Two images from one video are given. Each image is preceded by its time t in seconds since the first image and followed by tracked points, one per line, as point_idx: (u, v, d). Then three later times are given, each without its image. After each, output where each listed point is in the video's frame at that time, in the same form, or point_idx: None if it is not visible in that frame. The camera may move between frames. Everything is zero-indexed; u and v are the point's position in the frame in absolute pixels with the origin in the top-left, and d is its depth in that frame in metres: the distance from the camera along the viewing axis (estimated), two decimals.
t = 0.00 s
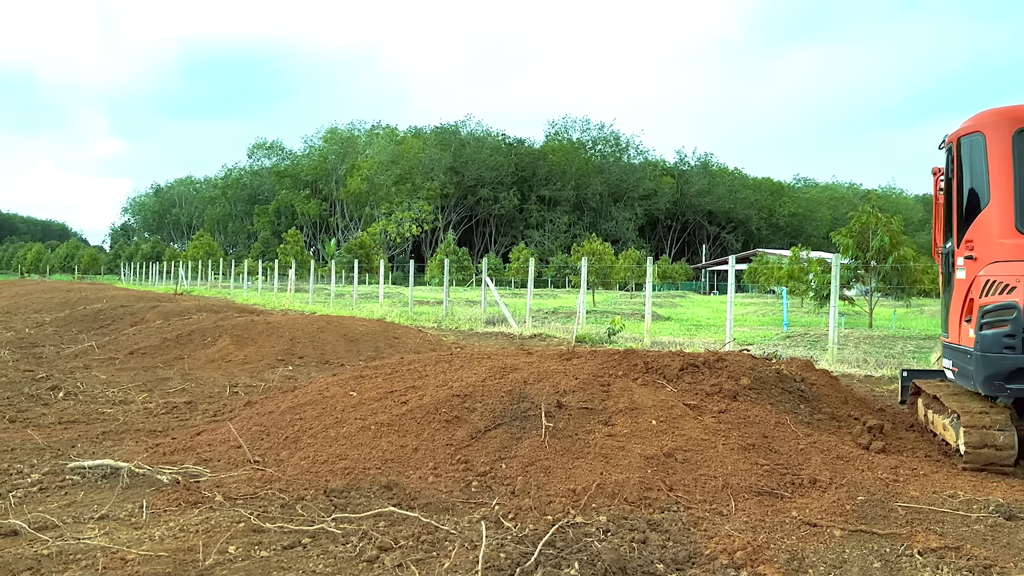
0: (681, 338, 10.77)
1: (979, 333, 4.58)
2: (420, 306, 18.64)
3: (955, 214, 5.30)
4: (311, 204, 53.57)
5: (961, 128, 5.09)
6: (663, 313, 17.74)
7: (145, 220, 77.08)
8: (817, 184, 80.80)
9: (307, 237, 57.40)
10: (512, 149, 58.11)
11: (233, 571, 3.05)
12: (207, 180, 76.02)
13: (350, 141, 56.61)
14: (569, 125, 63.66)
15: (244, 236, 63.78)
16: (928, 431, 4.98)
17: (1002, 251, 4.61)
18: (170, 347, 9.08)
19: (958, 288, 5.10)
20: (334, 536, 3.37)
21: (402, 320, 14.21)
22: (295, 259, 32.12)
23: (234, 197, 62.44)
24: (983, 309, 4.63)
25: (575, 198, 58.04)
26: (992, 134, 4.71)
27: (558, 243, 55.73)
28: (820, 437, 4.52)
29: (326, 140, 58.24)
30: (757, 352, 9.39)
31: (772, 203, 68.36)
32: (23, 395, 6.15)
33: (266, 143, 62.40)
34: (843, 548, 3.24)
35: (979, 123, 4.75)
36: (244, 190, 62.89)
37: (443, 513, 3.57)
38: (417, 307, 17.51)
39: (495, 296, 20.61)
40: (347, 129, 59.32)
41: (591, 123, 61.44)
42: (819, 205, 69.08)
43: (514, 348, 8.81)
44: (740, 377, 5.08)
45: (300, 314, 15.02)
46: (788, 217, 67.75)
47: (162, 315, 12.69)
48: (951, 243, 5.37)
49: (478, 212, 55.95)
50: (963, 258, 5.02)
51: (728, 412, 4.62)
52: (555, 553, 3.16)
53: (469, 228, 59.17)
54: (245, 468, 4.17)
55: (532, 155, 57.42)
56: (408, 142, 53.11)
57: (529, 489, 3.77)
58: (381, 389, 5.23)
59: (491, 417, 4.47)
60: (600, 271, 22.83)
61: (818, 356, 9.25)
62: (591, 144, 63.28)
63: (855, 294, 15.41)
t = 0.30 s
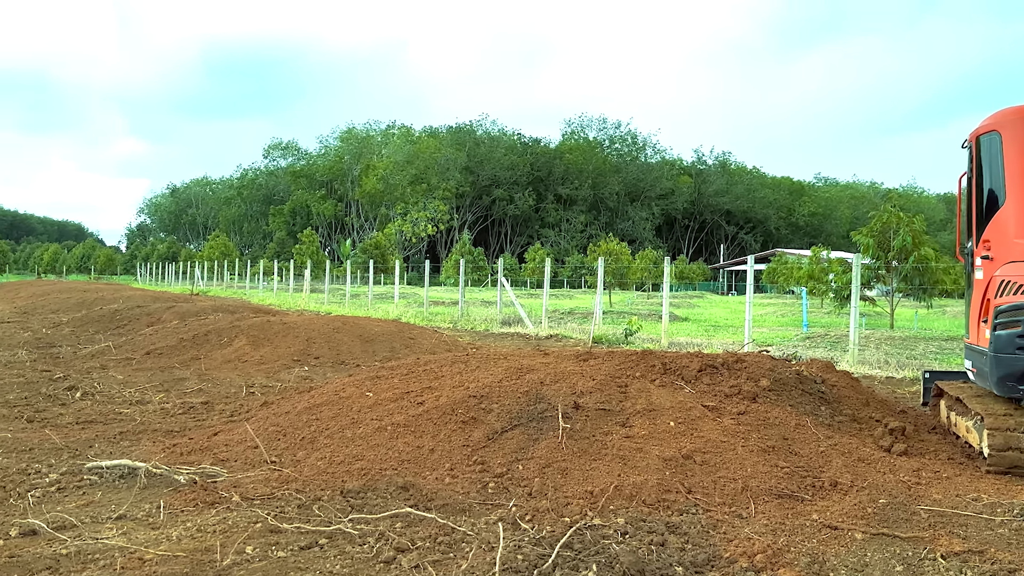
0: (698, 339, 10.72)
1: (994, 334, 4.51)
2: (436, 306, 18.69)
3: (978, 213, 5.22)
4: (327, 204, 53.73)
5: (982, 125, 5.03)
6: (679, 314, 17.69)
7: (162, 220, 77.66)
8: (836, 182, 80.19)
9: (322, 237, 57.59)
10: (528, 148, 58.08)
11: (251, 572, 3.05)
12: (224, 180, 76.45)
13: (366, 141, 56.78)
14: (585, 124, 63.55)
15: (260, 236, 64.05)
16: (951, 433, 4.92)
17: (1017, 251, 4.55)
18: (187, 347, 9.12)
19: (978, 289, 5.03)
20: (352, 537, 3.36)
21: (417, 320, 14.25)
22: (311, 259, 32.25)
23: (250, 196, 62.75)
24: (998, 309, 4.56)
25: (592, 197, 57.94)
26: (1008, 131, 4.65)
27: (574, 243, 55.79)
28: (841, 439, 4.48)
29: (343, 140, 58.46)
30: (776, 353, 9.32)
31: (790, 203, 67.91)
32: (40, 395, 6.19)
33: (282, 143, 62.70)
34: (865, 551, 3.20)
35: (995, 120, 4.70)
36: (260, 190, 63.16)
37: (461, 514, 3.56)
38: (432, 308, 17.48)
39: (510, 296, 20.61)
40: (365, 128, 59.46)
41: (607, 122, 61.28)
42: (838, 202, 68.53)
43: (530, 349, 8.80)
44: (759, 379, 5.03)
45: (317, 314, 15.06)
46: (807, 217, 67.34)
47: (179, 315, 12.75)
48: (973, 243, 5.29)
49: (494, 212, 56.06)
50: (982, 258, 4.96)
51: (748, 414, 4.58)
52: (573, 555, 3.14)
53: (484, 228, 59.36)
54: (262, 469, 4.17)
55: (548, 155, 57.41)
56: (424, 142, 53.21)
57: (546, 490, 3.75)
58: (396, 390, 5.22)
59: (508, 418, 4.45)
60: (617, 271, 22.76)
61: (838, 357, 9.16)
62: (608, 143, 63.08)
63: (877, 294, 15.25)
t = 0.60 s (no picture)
0: (717, 340, 10.66)
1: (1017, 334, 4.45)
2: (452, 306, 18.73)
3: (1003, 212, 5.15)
4: (343, 204, 53.88)
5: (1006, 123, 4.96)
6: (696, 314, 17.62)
7: (179, 220, 78.24)
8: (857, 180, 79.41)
9: (338, 237, 57.79)
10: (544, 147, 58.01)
11: (269, 572, 3.05)
12: (240, 180, 76.87)
13: (382, 141, 56.91)
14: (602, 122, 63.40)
15: (276, 235, 64.35)
16: (974, 435, 4.85)
17: None
18: (204, 347, 9.16)
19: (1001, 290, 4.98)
20: (369, 539, 3.35)
21: (433, 320, 14.30)
22: (327, 259, 32.40)
23: (266, 196, 63.03)
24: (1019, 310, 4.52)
25: (610, 196, 57.82)
26: None
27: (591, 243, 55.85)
28: (863, 441, 4.43)
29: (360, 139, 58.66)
30: (797, 354, 9.24)
31: (810, 202, 67.42)
32: (58, 395, 6.23)
33: (299, 143, 62.98)
34: (887, 555, 3.16)
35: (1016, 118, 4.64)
36: (276, 190, 63.44)
37: (478, 515, 3.55)
38: (449, 308, 17.49)
39: (527, 296, 20.58)
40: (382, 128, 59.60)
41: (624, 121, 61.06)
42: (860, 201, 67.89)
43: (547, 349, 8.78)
44: (779, 380, 4.98)
45: (335, 314, 15.11)
46: (827, 217, 66.89)
47: (196, 315, 12.80)
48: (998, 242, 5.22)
49: (511, 212, 56.16)
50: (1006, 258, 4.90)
51: (768, 416, 4.55)
52: (592, 558, 3.11)
53: (501, 227, 59.54)
54: (279, 469, 4.17)
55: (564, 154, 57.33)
56: (441, 141, 53.28)
57: (565, 492, 3.73)
58: (413, 390, 5.20)
59: (525, 419, 4.44)
60: (634, 271, 22.71)
61: (859, 358, 9.07)
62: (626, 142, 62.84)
63: (899, 294, 15.09)
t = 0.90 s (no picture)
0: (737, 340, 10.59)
1: None
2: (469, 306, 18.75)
3: None
4: (360, 204, 54.04)
5: None
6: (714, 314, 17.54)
7: (196, 220, 78.81)
8: (879, 180, 78.58)
9: (354, 236, 58.00)
10: (561, 147, 57.93)
11: (286, 573, 3.04)
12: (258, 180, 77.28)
13: (399, 140, 57.03)
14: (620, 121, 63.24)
15: (293, 235, 64.67)
16: (1000, 438, 4.78)
17: None
18: (221, 347, 9.19)
19: None
20: (387, 539, 3.34)
21: (450, 320, 14.34)
22: (345, 259, 32.55)
23: (283, 196, 63.32)
24: None
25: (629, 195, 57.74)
26: None
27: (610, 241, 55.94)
28: (886, 444, 4.37)
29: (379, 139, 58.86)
30: (818, 356, 9.17)
31: (833, 202, 66.83)
32: (76, 395, 6.26)
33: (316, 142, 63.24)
34: (911, 559, 3.12)
35: None
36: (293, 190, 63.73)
37: (495, 517, 3.53)
38: (466, 308, 17.47)
39: (543, 296, 20.56)
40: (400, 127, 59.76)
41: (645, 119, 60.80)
42: (882, 200, 67.13)
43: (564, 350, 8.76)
44: (801, 382, 4.94)
45: (354, 313, 15.14)
46: (849, 216, 66.30)
47: (213, 315, 12.84)
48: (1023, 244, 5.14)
49: (528, 211, 56.14)
50: None
51: (789, 418, 4.51)
52: (611, 560, 3.09)
53: (518, 227, 59.67)
54: (297, 469, 4.17)
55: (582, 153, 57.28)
56: (458, 140, 53.33)
57: (582, 494, 3.71)
58: (430, 391, 5.19)
59: (543, 420, 4.42)
60: (653, 271, 22.64)
61: (882, 359, 8.97)
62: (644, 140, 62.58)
63: (922, 294, 14.92)
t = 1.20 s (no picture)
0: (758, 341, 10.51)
1: None
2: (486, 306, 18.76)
3: None
4: (377, 204, 54.21)
5: None
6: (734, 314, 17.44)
7: (213, 220, 79.36)
8: (902, 179, 77.70)
9: (371, 236, 58.21)
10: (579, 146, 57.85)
11: (304, 573, 3.03)
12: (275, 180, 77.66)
13: (415, 141, 57.14)
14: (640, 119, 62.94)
15: (310, 235, 65.00)
16: None
17: None
18: (238, 347, 9.22)
19: None
20: (404, 540, 3.32)
21: (468, 321, 14.35)
22: (362, 259, 32.68)
23: (300, 196, 63.64)
24: None
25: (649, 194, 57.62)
26: None
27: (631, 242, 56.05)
28: (909, 446, 4.32)
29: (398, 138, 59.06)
30: (840, 357, 9.10)
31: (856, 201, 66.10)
32: (95, 395, 6.27)
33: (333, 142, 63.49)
34: (936, 563, 3.07)
35: None
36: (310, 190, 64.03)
37: (514, 519, 3.50)
38: (483, 308, 17.45)
39: (560, 296, 20.53)
40: (417, 126, 59.89)
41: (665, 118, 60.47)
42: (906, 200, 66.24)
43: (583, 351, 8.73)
44: (823, 384, 4.89)
45: (372, 313, 15.15)
46: (872, 215, 65.56)
47: (231, 315, 12.89)
48: None
49: (545, 210, 56.08)
50: None
51: (811, 420, 4.46)
52: (630, 563, 3.06)
53: (536, 226, 59.75)
54: (315, 470, 4.17)
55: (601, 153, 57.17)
56: (475, 139, 53.35)
57: (601, 495, 3.68)
58: (448, 391, 5.17)
59: (561, 421, 4.39)
60: (672, 271, 22.54)
61: (905, 361, 8.87)
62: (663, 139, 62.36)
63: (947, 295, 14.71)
